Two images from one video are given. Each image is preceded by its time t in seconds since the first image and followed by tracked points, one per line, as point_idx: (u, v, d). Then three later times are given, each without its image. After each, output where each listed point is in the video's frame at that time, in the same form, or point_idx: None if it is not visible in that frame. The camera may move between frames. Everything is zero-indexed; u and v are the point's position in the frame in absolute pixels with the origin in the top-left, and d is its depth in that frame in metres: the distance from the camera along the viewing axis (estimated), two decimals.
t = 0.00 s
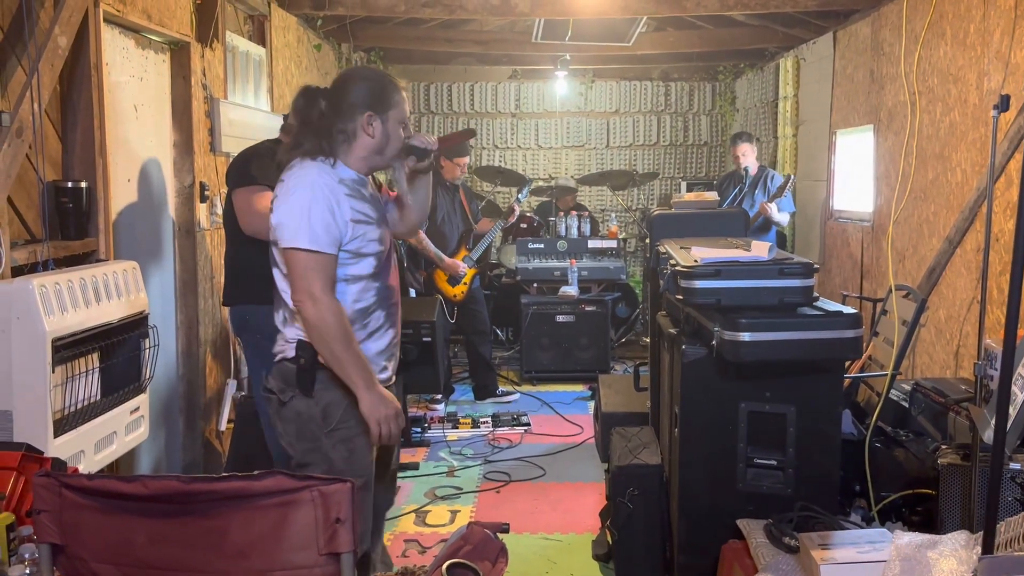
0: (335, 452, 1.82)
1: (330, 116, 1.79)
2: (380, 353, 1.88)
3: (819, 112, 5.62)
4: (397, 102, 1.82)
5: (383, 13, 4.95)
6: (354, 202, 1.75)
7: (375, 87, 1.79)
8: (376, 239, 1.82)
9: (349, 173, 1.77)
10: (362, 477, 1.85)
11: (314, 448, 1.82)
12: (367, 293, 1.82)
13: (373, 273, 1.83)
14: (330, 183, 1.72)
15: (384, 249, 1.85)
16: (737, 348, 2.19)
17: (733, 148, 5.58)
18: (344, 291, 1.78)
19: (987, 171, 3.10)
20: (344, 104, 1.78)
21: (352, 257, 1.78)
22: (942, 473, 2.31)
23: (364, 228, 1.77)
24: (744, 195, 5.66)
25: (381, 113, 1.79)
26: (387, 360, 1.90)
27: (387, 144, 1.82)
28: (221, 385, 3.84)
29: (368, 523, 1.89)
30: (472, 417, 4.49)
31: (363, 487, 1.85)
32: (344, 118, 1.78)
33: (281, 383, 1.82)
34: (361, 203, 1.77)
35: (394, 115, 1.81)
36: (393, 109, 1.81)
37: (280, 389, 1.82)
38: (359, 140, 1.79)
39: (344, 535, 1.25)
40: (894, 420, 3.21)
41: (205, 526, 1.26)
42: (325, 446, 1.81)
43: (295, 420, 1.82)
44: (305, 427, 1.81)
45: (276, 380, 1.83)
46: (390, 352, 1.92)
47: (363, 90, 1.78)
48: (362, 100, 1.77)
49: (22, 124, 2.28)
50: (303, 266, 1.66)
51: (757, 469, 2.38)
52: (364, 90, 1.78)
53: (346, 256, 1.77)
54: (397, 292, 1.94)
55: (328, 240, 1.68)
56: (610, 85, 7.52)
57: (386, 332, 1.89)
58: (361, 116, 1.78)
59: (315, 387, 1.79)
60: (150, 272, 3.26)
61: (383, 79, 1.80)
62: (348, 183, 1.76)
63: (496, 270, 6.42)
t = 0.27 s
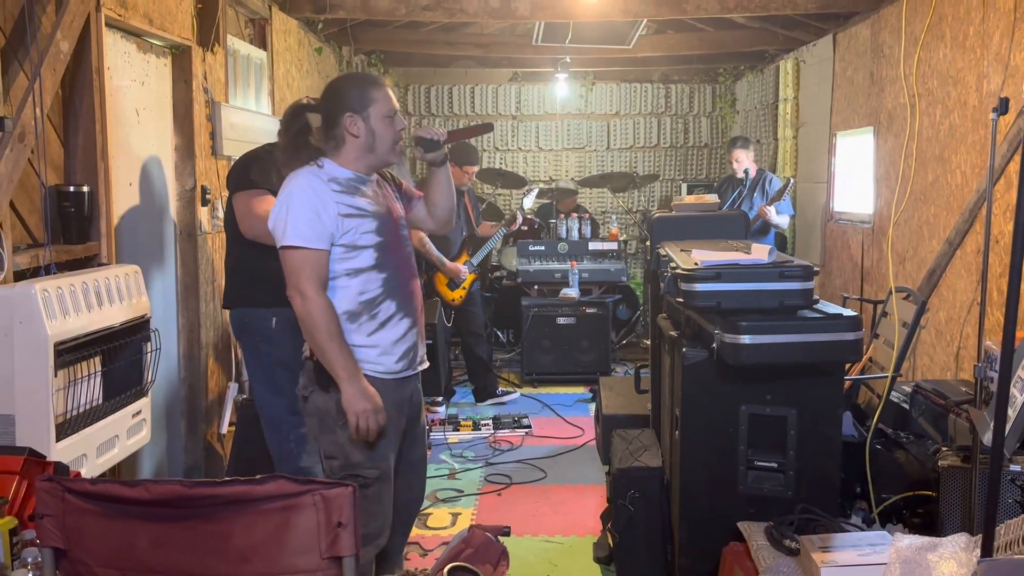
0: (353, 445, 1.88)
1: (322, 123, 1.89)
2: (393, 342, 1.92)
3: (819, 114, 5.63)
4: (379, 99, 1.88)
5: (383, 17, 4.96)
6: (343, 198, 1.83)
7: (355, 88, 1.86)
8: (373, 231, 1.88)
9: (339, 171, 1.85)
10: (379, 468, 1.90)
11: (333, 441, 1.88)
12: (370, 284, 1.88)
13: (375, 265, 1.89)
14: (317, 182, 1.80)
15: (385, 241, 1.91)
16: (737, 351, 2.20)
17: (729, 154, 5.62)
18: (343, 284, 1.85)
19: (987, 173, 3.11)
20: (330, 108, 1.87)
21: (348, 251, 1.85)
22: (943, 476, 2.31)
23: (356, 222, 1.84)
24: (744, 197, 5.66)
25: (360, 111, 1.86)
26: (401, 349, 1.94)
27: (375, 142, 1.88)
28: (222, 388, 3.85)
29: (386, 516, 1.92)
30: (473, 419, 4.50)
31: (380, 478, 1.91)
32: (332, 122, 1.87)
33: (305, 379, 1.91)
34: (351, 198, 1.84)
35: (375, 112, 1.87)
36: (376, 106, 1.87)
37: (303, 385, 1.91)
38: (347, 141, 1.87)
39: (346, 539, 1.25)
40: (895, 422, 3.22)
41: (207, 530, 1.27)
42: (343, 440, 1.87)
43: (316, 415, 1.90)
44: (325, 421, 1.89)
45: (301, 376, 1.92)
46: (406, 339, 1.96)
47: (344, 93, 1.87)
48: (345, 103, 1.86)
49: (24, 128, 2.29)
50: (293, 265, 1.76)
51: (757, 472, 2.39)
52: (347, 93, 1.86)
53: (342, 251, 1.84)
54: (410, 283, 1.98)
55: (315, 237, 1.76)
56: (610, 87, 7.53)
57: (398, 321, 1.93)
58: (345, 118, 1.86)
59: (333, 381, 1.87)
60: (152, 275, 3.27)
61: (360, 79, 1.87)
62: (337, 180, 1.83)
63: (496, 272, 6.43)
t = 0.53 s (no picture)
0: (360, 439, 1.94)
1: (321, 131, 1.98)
2: (398, 336, 1.95)
3: (820, 116, 5.63)
4: (369, 101, 1.95)
5: (385, 19, 4.97)
6: (338, 198, 1.89)
7: (346, 93, 1.94)
8: (370, 229, 1.93)
9: (335, 173, 1.92)
10: (387, 459, 1.95)
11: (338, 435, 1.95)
12: (370, 281, 1.93)
13: (374, 261, 1.93)
14: (311, 185, 1.88)
15: (384, 238, 1.95)
16: (739, 353, 2.20)
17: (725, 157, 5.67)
18: (342, 282, 1.91)
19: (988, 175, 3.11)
20: (326, 115, 1.96)
21: (345, 249, 1.90)
22: (945, 478, 2.31)
23: (350, 221, 1.90)
24: (743, 198, 5.66)
25: (352, 116, 1.94)
26: (408, 343, 1.97)
27: (369, 143, 1.94)
28: (224, 390, 3.85)
29: (396, 511, 1.95)
30: (474, 421, 4.50)
31: (390, 467, 1.94)
32: (329, 129, 1.95)
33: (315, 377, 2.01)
34: (346, 198, 1.90)
35: (365, 114, 1.94)
36: (366, 108, 1.94)
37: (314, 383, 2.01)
38: (344, 146, 1.95)
39: (349, 543, 1.25)
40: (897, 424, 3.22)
41: (210, 534, 1.27)
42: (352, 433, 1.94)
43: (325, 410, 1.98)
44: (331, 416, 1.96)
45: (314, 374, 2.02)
46: (413, 333, 1.98)
47: (337, 100, 1.95)
48: (338, 108, 1.94)
49: (27, 131, 2.29)
50: (286, 266, 1.85)
51: (760, 474, 2.38)
52: (340, 99, 1.94)
53: (339, 251, 1.91)
54: (417, 278, 2.01)
55: (307, 238, 1.84)
56: (610, 89, 7.54)
57: (403, 316, 1.96)
58: (339, 124, 1.94)
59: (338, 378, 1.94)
60: (154, 277, 3.27)
61: (350, 86, 1.95)
62: (333, 182, 1.90)
63: (498, 275, 6.43)
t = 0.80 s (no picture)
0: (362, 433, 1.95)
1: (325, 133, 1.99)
2: (396, 337, 1.96)
3: (819, 119, 5.64)
4: (370, 105, 1.95)
5: (385, 21, 4.98)
6: (336, 201, 1.90)
7: (347, 97, 1.95)
8: (368, 232, 1.94)
9: (336, 176, 1.93)
10: (391, 453, 1.95)
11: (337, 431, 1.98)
12: (368, 283, 1.94)
13: (372, 263, 1.94)
14: (310, 188, 1.90)
15: (383, 240, 1.95)
16: (738, 355, 2.20)
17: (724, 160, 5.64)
18: (340, 284, 1.93)
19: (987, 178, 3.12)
20: (328, 118, 1.97)
21: (343, 252, 1.92)
22: (944, 481, 2.31)
23: (347, 225, 1.91)
24: (742, 202, 5.65)
25: (353, 119, 1.94)
26: (406, 344, 1.97)
27: (369, 145, 1.94)
28: (224, 392, 3.85)
29: (403, 503, 1.95)
30: (474, 423, 4.50)
31: (393, 461, 1.94)
32: (331, 132, 1.97)
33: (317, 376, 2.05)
34: (344, 201, 1.91)
35: (366, 118, 1.94)
36: (366, 111, 1.94)
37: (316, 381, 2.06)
38: (345, 149, 1.96)
39: (349, 545, 1.26)
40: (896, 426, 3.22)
41: (209, 536, 1.27)
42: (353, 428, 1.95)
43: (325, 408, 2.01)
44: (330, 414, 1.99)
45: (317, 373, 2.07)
46: (412, 334, 1.98)
47: (339, 103, 1.95)
48: (339, 111, 1.95)
49: (27, 134, 2.29)
50: (283, 269, 1.88)
51: (759, 476, 2.38)
52: (341, 102, 1.95)
53: (337, 253, 1.92)
54: (417, 279, 2.01)
55: (303, 241, 1.86)
56: (610, 91, 7.55)
57: (401, 317, 1.97)
58: (340, 127, 1.95)
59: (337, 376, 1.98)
60: (154, 279, 3.28)
61: (352, 89, 1.95)
62: (332, 185, 1.91)
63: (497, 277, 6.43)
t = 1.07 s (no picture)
0: (348, 433, 1.96)
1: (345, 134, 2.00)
2: (389, 344, 1.96)
3: (818, 123, 5.66)
4: (396, 114, 1.96)
5: (385, 26, 5.00)
6: (348, 203, 1.92)
7: (375, 103, 1.96)
8: (375, 237, 1.95)
9: (352, 178, 1.94)
10: (375, 455, 1.95)
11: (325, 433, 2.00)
12: (368, 286, 1.95)
13: (374, 268, 1.95)
14: (325, 187, 1.91)
15: (388, 246, 1.97)
16: (736, 360, 2.21)
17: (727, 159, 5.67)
18: (342, 284, 1.94)
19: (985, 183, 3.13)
20: (351, 120, 1.98)
21: (348, 254, 1.93)
22: (942, 485, 2.31)
23: (356, 227, 1.93)
24: (741, 204, 5.66)
25: (377, 124, 1.95)
26: (399, 350, 1.98)
27: (389, 153, 1.96)
28: (223, 395, 3.86)
29: (387, 505, 1.96)
30: (473, 426, 4.51)
31: (377, 463, 1.95)
32: (352, 134, 1.98)
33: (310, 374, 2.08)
34: (356, 204, 1.92)
35: (391, 126, 1.96)
36: (391, 120, 1.96)
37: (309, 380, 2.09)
38: (365, 152, 1.97)
39: (348, 549, 1.26)
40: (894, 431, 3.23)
41: (208, 540, 1.28)
42: (339, 427, 1.96)
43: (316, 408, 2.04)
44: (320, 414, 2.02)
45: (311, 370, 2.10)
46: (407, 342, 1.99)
47: (365, 108, 1.97)
48: (365, 115, 1.96)
49: (29, 139, 2.31)
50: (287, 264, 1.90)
51: (757, 481, 2.40)
52: (367, 107, 1.96)
53: (342, 254, 1.93)
54: (417, 288, 2.02)
55: (309, 238, 1.87)
56: (610, 94, 7.56)
57: (397, 324, 1.98)
58: (363, 130, 1.96)
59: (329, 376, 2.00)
60: (154, 283, 3.28)
61: (379, 95, 1.97)
62: (347, 187, 1.93)
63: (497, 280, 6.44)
